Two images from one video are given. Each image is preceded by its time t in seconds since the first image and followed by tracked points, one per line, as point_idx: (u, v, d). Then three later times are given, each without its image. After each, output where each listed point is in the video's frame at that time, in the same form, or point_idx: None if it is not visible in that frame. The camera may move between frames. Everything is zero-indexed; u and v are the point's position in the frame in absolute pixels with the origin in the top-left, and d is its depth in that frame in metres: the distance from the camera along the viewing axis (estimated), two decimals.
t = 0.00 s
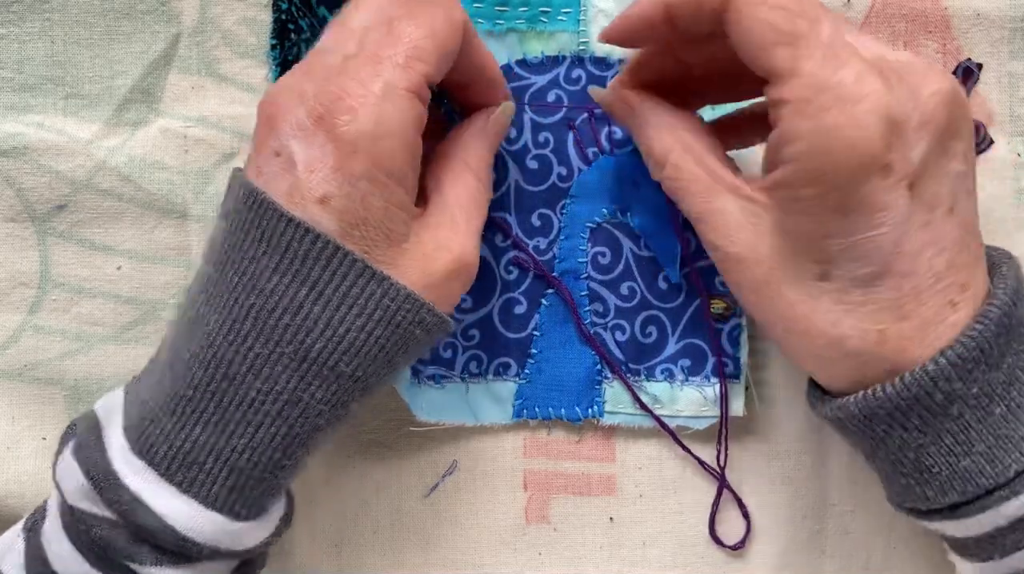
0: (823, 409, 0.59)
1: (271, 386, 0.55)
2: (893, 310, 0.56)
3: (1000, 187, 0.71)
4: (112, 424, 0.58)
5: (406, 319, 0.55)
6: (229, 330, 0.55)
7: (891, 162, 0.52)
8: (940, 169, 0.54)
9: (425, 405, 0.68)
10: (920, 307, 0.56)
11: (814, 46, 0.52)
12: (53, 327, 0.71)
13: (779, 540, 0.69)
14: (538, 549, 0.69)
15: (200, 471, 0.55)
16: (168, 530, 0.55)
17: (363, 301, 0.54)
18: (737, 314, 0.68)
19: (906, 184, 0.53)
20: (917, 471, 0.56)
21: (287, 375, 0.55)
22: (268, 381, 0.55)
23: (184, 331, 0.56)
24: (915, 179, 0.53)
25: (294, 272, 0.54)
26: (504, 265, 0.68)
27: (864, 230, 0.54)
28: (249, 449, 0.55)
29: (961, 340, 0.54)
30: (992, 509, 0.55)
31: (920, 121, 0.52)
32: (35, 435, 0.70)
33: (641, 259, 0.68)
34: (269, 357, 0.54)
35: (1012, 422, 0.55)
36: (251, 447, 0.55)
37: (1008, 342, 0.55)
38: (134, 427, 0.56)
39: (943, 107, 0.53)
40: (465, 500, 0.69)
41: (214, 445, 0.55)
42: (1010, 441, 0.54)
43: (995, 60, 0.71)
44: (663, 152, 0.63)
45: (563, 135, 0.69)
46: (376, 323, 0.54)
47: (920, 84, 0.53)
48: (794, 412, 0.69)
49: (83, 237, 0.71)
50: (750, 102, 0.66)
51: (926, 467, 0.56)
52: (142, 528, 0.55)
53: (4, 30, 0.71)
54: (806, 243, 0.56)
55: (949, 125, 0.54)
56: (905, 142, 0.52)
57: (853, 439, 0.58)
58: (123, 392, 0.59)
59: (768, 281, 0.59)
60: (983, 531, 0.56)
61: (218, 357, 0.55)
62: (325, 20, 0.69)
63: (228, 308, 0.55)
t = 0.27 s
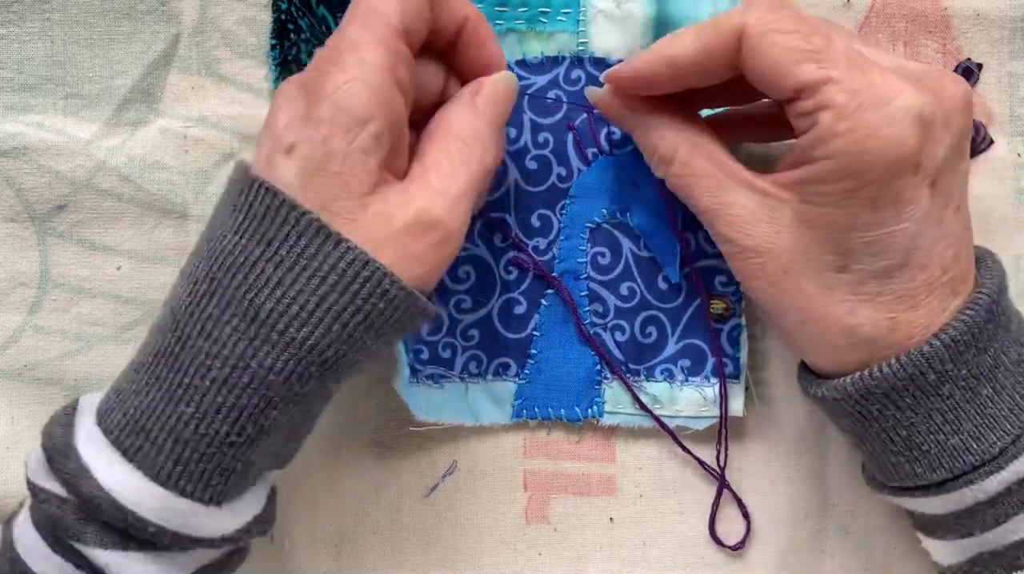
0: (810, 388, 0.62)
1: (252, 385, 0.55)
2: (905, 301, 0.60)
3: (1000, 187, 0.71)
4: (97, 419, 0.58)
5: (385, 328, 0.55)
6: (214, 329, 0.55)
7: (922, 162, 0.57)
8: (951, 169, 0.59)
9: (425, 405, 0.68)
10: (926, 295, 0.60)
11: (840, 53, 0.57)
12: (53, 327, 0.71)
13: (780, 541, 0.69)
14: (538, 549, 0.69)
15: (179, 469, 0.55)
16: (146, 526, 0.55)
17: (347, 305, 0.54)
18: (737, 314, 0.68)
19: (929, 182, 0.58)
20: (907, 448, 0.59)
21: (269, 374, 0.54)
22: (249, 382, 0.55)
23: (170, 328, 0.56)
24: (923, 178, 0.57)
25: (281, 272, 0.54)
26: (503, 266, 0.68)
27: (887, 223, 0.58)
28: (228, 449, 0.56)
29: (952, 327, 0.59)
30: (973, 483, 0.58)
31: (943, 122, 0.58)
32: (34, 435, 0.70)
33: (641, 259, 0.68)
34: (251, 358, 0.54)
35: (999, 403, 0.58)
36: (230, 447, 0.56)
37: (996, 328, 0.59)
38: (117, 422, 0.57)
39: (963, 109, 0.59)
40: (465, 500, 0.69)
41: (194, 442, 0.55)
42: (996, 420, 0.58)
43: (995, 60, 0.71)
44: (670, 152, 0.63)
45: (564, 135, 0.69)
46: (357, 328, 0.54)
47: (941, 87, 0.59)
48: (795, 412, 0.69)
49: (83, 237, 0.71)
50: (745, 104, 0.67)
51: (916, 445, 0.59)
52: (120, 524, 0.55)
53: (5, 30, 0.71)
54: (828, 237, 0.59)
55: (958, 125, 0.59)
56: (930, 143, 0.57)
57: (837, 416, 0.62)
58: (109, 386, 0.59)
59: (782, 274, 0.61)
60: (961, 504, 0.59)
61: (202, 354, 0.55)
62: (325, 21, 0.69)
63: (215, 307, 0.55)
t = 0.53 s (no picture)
0: (826, 379, 0.63)
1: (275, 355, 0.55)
2: (925, 294, 0.61)
3: (1000, 187, 0.71)
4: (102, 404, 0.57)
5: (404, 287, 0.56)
6: (230, 304, 0.55)
7: (934, 154, 0.58)
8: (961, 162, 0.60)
9: (425, 405, 0.68)
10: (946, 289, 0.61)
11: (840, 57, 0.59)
12: (53, 326, 0.71)
13: (780, 541, 0.69)
14: (538, 549, 0.69)
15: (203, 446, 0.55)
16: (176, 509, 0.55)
17: (388, 283, 0.55)
18: (737, 314, 0.68)
19: (942, 173, 0.59)
20: (928, 436, 0.60)
21: (292, 342, 0.55)
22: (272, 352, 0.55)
23: (179, 307, 0.56)
24: (937, 171, 0.59)
25: (320, 255, 0.54)
26: (504, 266, 0.68)
27: (905, 219, 0.59)
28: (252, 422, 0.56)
29: (970, 315, 0.60)
30: (994, 469, 0.59)
31: (952, 114, 0.59)
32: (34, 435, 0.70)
33: (641, 259, 0.68)
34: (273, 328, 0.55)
35: (1018, 390, 0.60)
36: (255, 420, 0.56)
37: (1012, 317, 0.61)
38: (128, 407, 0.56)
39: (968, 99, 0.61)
40: (465, 500, 0.69)
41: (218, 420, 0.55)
42: (1015, 406, 0.59)
43: (995, 60, 0.71)
44: (685, 153, 0.64)
45: (563, 135, 0.69)
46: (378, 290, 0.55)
47: (944, 81, 0.60)
48: (795, 412, 0.69)
49: (83, 237, 0.71)
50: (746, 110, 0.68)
51: (937, 433, 0.60)
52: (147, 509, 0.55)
53: (4, 30, 0.71)
54: (849, 237, 0.60)
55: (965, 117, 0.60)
56: (941, 134, 0.58)
57: (854, 408, 0.62)
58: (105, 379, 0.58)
59: (803, 277, 0.62)
60: (981, 493, 0.60)
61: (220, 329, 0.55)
62: (325, 21, 0.69)
63: (230, 281, 0.55)
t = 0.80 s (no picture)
0: (831, 370, 0.63)
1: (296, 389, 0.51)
2: (928, 288, 0.61)
3: (1000, 187, 0.71)
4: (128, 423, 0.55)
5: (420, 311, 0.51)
6: (245, 334, 0.50)
7: (933, 148, 0.59)
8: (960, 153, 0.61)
9: (426, 405, 0.68)
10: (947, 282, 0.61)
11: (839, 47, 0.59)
12: (53, 327, 0.71)
13: (780, 541, 0.69)
14: (538, 549, 0.69)
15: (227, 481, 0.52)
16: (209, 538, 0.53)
17: (375, 290, 0.50)
18: (737, 313, 0.68)
19: (941, 167, 0.60)
20: (935, 427, 0.60)
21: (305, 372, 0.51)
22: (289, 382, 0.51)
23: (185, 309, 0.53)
24: (936, 164, 0.59)
25: (302, 260, 0.49)
26: (504, 266, 0.68)
27: (905, 214, 0.59)
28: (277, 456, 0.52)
29: (976, 305, 0.60)
30: (1002, 458, 0.59)
31: (951, 107, 0.60)
32: (34, 436, 0.70)
33: (641, 259, 0.68)
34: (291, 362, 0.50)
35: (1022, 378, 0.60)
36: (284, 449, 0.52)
37: (1015, 307, 0.61)
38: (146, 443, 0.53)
39: (967, 91, 0.61)
40: (465, 500, 0.69)
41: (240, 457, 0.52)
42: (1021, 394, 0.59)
43: (995, 60, 0.71)
44: (683, 151, 0.64)
45: (564, 135, 0.69)
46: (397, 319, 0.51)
47: (941, 75, 0.61)
48: (795, 412, 0.69)
49: (83, 237, 0.71)
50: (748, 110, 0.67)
51: (944, 423, 0.60)
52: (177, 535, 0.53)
53: (4, 30, 0.71)
54: (850, 233, 0.61)
55: (964, 110, 0.61)
56: (939, 128, 0.59)
57: (859, 400, 0.62)
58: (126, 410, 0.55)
59: (806, 272, 0.62)
60: (987, 483, 0.60)
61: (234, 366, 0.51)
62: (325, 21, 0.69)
63: (215, 276, 0.51)
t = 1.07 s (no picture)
0: (837, 375, 0.63)
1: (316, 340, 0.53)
2: (937, 298, 0.61)
3: (1000, 187, 0.71)
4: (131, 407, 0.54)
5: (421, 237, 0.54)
6: (256, 295, 0.52)
7: (943, 162, 0.59)
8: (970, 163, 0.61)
9: (426, 405, 0.68)
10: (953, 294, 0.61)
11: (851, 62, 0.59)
12: (53, 327, 0.71)
13: (781, 541, 0.68)
14: (538, 549, 0.68)
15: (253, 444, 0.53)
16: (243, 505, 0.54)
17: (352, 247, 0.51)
18: (736, 314, 0.68)
19: (952, 181, 0.59)
20: (941, 432, 0.60)
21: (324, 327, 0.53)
22: (305, 335, 0.52)
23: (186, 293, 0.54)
24: (946, 178, 0.59)
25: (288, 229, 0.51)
26: (504, 266, 0.68)
27: (913, 226, 0.59)
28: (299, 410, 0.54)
29: (982, 313, 0.60)
30: (1007, 463, 0.59)
31: (962, 119, 0.59)
32: (34, 437, 0.70)
33: (641, 260, 0.68)
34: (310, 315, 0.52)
35: None
36: (295, 404, 0.54)
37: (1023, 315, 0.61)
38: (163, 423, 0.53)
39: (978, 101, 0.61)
40: (465, 500, 0.69)
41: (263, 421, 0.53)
42: None
43: (995, 60, 0.71)
44: (689, 163, 0.64)
45: (564, 136, 0.69)
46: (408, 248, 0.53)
47: (953, 85, 0.60)
48: (795, 413, 0.69)
49: (83, 237, 0.71)
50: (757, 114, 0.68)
51: (951, 428, 0.60)
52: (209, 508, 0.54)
53: (4, 30, 0.71)
54: (857, 245, 0.61)
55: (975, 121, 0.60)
56: (950, 143, 0.59)
57: (865, 404, 0.62)
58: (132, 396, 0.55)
59: (814, 283, 0.62)
60: (991, 488, 0.59)
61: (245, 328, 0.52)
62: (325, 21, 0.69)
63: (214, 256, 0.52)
